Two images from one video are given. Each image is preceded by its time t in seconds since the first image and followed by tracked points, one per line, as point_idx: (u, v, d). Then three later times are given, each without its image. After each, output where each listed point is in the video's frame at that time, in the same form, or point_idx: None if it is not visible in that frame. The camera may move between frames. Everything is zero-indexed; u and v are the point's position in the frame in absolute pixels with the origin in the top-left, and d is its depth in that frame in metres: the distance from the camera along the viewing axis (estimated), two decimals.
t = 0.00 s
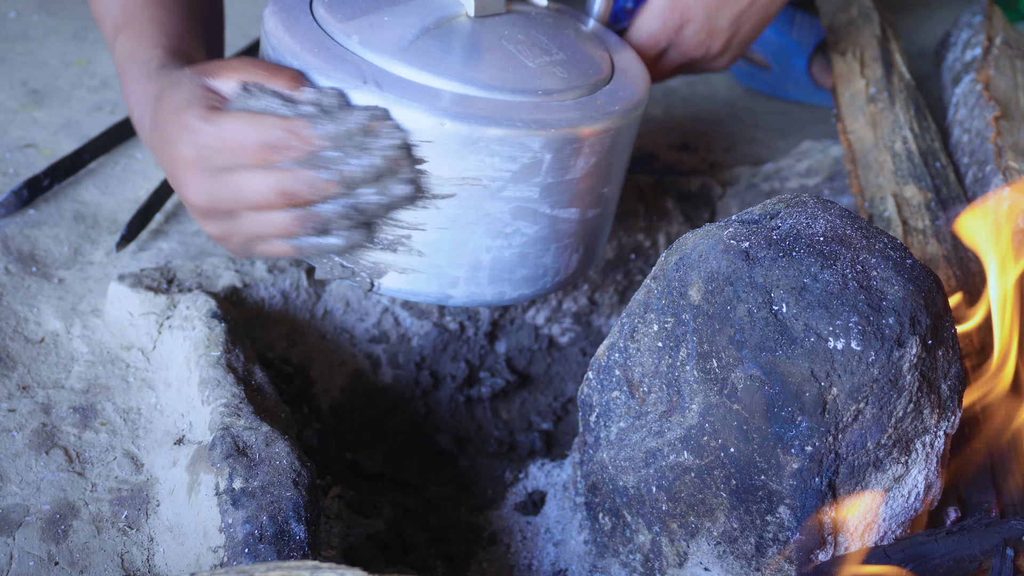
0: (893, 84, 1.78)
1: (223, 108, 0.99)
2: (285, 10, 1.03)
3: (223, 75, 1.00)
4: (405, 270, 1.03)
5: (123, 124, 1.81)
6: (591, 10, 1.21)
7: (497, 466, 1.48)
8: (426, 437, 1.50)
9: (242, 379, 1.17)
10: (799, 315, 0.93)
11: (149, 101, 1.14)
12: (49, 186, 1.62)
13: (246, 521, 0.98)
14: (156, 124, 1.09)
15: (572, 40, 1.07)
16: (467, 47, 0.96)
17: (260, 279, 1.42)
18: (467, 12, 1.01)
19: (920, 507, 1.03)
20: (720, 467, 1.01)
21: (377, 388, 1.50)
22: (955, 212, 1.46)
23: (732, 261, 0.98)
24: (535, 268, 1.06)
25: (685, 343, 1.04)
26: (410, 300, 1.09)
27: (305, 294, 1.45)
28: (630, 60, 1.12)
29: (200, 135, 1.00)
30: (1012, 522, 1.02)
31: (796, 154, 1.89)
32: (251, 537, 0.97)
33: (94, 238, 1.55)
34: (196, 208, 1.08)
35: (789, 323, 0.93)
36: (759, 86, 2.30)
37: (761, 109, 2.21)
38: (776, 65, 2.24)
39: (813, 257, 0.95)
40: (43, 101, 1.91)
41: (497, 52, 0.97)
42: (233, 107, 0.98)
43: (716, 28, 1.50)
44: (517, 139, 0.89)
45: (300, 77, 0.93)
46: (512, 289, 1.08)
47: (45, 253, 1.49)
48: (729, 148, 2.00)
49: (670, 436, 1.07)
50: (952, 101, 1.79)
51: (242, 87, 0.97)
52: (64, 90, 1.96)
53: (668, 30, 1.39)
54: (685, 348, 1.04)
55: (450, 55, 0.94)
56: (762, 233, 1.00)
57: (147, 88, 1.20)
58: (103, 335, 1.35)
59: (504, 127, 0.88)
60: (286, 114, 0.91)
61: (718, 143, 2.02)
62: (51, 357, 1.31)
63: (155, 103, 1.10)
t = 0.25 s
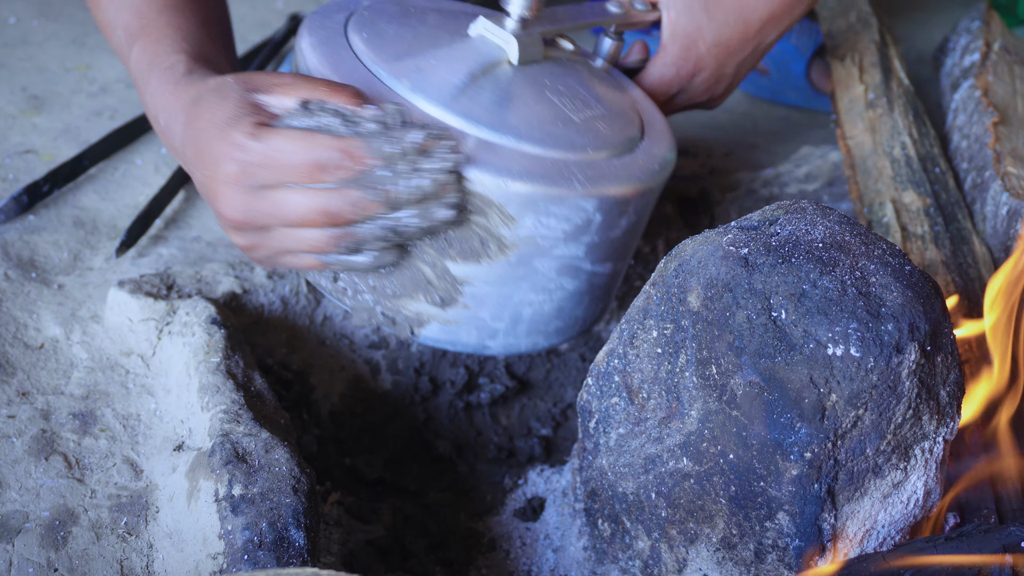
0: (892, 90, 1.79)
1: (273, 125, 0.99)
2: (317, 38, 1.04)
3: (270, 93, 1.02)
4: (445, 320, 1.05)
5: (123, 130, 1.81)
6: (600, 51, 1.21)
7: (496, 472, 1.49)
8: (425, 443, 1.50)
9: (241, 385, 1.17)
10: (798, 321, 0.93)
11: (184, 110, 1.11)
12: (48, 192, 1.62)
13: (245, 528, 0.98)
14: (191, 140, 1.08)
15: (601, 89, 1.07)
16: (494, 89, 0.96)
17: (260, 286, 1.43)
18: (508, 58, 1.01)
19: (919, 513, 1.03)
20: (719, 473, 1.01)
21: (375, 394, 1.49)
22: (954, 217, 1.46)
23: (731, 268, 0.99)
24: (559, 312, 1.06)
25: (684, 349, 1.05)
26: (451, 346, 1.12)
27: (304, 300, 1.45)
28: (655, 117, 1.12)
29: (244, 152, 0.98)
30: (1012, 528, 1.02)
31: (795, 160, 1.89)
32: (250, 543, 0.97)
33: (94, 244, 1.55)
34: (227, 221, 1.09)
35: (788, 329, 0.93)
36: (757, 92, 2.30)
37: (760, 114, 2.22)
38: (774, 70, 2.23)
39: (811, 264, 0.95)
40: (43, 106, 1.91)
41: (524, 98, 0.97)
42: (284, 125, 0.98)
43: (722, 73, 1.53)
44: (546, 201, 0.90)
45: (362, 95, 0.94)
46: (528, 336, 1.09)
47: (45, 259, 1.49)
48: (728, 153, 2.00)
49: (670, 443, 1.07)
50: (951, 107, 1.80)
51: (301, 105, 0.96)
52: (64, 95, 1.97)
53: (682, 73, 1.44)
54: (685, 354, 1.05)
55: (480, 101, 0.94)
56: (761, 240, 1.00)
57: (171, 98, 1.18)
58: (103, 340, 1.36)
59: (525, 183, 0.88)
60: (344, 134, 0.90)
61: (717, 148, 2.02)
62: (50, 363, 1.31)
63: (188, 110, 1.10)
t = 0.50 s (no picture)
0: (890, 100, 1.80)
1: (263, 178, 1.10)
2: (341, 94, 1.07)
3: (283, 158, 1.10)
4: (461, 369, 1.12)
5: (123, 142, 1.82)
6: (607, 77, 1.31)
7: (496, 483, 1.49)
8: (423, 454, 1.50)
9: (241, 397, 1.17)
10: (797, 332, 0.93)
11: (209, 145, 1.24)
12: (48, 203, 1.63)
13: (244, 539, 0.98)
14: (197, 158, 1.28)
15: (611, 153, 1.13)
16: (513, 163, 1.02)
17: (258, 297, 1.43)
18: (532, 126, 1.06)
19: (918, 524, 1.03)
20: (718, 484, 1.01)
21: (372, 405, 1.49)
22: (952, 228, 1.47)
23: (729, 279, 0.99)
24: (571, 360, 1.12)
25: (683, 360, 1.05)
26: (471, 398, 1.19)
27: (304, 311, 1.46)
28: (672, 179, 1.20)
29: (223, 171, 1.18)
30: (1010, 539, 1.03)
31: (794, 170, 1.90)
32: (249, 555, 0.97)
33: (93, 255, 1.55)
34: (228, 245, 1.21)
35: (787, 340, 0.93)
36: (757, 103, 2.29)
37: (759, 124, 2.23)
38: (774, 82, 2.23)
39: (810, 275, 0.95)
40: (43, 117, 1.91)
41: (541, 173, 1.03)
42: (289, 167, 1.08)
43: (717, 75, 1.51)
44: (574, 282, 0.98)
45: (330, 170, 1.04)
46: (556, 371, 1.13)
47: (44, 269, 1.50)
48: (726, 163, 2.01)
49: (669, 454, 1.07)
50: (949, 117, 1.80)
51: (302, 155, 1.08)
52: (63, 106, 1.97)
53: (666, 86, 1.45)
54: (683, 365, 1.05)
55: (506, 179, 1.00)
56: (759, 251, 1.00)
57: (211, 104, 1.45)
58: (102, 351, 1.36)
59: (555, 269, 0.96)
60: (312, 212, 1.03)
61: (715, 158, 2.03)
62: (49, 374, 1.31)
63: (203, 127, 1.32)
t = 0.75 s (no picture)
0: (890, 106, 1.80)
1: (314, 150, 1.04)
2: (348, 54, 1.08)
3: (322, 128, 1.04)
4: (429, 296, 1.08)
5: (124, 148, 1.83)
6: (657, 81, 1.25)
7: (496, 489, 1.48)
8: (423, 460, 1.50)
9: (241, 403, 1.18)
10: (797, 339, 0.93)
11: (213, 148, 1.17)
12: (49, 210, 1.63)
13: (245, 545, 0.98)
14: (228, 173, 1.13)
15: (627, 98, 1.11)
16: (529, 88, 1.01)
17: (260, 304, 1.43)
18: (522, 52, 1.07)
19: (918, 530, 1.03)
20: (718, 491, 1.01)
21: (371, 414, 1.50)
22: (952, 234, 1.47)
23: (729, 286, 0.99)
24: (560, 305, 1.08)
25: (683, 367, 1.05)
26: (435, 325, 1.13)
27: (304, 318, 1.46)
28: (683, 119, 1.16)
29: (294, 175, 1.03)
30: (1010, 546, 1.02)
31: (793, 176, 1.90)
32: (250, 561, 0.97)
33: (94, 261, 1.56)
34: (262, 239, 1.15)
35: (787, 347, 0.94)
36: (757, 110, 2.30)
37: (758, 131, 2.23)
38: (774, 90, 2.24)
39: (809, 282, 0.95)
40: (44, 124, 1.92)
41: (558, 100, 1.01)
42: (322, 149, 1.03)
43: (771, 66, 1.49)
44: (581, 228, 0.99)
45: (386, 119, 0.99)
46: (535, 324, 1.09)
47: (45, 276, 1.50)
48: (726, 169, 2.01)
49: (669, 460, 1.07)
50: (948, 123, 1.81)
51: (332, 130, 1.02)
52: (64, 113, 1.98)
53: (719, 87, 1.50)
54: (683, 372, 1.05)
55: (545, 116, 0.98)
56: (759, 258, 1.00)
57: (193, 136, 1.22)
58: (103, 358, 1.36)
59: (572, 207, 0.97)
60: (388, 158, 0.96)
61: (715, 165, 2.03)
62: (50, 380, 1.31)
63: (220, 145, 1.15)
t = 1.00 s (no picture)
0: (888, 112, 1.80)
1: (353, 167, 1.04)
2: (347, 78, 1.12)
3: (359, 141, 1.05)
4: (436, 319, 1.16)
5: (124, 155, 1.83)
6: (663, 85, 1.28)
7: (495, 495, 1.48)
8: (423, 466, 1.50)
9: (241, 409, 1.18)
10: (795, 345, 0.93)
11: (250, 179, 1.15)
12: (49, 216, 1.63)
13: (243, 552, 0.98)
14: (268, 203, 1.13)
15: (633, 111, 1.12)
16: (529, 109, 1.04)
17: (259, 309, 1.43)
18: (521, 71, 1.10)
19: (917, 537, 1.03)
20: (717, 497, 1.01)
21: (371, 419, 1.50)
22: (950, 240, 1.48)
23: (727, 292, 0.99)
24: (560, 329, 1.12)
25: (681, 373, 1.05)
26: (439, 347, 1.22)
27: (303, 324, 1.46)
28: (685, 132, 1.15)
29: (338, 195, 1.03)
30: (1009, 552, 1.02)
31: (792, 182, 1.91)
32: (248, 568, 0.97)
33: (94, 267, 1.56)
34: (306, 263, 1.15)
35: (785, 353, 0.94)
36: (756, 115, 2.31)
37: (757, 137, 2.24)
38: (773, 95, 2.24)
39: (807, 288, 0.96)
40: (44, 130, 1.92)
41: (565, 118, 1.04)
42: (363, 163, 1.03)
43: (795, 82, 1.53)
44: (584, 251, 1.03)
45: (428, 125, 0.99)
46: (537, 348, 1.15)
47: (44, 282, 1.50)
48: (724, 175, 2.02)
49: (667, 467, 1.08)
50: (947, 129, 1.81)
51: (371, 140, 1.02)
52: (64, 119, 1.98)
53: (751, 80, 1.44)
54: (682, 378, 1.05)
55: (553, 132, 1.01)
56: (758, 264, 1.01)
57: (228, 167, 1.20)
58: (102, 364, 1.36)
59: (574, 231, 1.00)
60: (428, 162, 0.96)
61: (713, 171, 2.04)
62: (49, 387, 1.31)
63: (256, 175, 1.15)
